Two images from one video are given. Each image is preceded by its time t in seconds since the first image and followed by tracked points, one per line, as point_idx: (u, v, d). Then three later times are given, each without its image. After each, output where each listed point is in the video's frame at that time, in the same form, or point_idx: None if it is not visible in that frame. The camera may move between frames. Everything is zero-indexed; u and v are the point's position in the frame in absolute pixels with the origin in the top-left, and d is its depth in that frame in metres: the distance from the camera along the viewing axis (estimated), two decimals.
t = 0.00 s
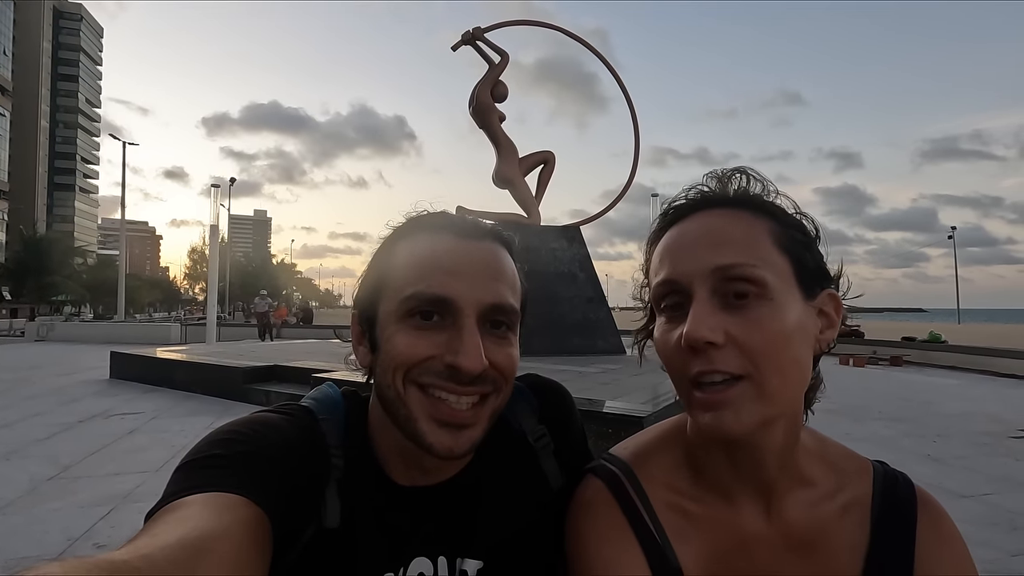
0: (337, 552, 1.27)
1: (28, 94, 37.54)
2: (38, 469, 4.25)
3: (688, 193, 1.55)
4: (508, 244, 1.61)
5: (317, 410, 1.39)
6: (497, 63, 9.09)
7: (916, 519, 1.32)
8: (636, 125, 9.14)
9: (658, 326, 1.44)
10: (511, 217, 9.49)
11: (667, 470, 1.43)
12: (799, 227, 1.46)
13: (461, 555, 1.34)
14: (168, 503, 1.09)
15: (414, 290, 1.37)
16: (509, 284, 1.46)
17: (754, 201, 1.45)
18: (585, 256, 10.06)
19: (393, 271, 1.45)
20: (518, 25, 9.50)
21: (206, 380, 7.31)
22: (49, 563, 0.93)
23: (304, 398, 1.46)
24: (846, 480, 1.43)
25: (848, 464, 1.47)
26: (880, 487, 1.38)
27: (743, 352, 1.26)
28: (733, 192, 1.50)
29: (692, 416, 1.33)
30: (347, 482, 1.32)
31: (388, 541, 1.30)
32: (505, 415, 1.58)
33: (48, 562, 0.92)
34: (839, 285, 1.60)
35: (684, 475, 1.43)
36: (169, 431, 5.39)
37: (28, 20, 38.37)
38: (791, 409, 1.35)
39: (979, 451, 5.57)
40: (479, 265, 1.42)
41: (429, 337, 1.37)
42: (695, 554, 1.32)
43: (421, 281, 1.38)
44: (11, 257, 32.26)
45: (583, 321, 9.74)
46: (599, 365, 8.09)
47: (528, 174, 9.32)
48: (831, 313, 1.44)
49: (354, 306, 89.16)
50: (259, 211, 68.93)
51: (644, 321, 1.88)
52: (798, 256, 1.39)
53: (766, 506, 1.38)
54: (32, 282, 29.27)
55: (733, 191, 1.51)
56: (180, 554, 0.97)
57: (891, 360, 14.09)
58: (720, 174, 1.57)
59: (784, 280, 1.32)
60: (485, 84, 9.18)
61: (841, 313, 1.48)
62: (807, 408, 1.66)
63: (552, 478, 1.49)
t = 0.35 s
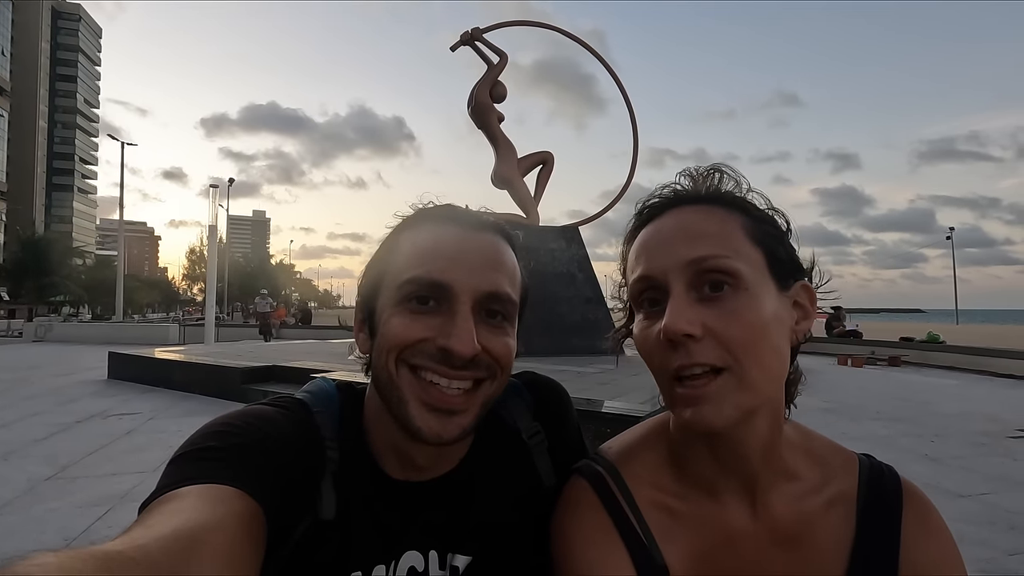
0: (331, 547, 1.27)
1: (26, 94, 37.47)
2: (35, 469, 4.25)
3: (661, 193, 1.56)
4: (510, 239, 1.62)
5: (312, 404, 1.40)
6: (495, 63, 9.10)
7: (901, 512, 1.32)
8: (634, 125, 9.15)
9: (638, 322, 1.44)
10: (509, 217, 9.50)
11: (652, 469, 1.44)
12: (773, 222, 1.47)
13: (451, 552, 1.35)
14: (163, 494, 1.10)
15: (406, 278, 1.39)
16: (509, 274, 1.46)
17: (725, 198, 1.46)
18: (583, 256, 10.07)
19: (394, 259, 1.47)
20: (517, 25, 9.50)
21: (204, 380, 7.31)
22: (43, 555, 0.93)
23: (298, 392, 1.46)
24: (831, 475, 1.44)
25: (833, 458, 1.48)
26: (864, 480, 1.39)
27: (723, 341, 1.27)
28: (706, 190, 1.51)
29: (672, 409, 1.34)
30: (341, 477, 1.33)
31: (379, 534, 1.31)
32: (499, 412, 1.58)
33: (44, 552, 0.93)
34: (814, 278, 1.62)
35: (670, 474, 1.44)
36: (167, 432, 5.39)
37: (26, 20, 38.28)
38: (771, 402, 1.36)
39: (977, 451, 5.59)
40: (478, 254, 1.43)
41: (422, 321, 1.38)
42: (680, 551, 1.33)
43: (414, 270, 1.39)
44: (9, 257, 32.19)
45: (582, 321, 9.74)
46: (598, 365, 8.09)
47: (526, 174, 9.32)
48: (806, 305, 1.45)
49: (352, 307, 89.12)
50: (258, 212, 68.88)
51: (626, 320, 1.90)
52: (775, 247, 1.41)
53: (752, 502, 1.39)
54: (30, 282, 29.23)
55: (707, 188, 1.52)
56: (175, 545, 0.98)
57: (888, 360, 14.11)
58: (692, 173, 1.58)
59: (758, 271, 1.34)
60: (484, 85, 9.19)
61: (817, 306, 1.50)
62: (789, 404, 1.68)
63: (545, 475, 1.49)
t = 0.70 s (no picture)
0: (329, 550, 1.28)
1: (25, 95, 37.42)
2: (33, 471, 4.25)
3: (665, 192, 1.56)
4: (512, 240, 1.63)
5: (311, 406, 1.40)
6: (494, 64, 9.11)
7: (902, 514, 1.33)
8: (633, 126, 9.17)
9: (638, 322, 1.45)
10: (509, 218, 9.50)
11: (653, 472, 1.45)
12: (776, 225, 1.48)
13: (450, 555, 1.36)
14: (162, 496, 1.10)
15: (408, 276, 1.40)
16: (509, 277, 1.47)
17: (729, 198, 1.47)
18: (582, 257, 10.08)
19: (396, 257, 1.48)
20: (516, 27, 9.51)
21: (203, 381, 7.31)
22: (43, 556, 0.94)
23: (298, 395, 1.46)
24: (832, 478, 1.45)
25: (834, 461, 1.49)
26: (865, 483, 1.40)
27: (718, 340, 1.28)
28: (711, 191, 1.51)
29: (671, 409, 1.35)
30: (339, 479, 1.33)
31: (379, 537, 1.31)
32: (499, 414, 1.59)
33: (43, 553, 0.93)
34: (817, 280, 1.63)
35: (670, 476, 1.45)
36: (165, 433, 5.38)
37: (25, 21, 38.22)
38: (771, 404, 1.37)
39: (975, 452, 5.60)
40: (478, 255, 1.44)
41: (420, 320, 1.39)
42: (680, 554, 1.34)
43: (417, 268, 1.41)
44: (7, 258, 32.13)
45: (581, 322, 9.76)
46: (597, 366, 8.10)
47: (525, 175, 9.33)
48: (808, 307, 1.46)
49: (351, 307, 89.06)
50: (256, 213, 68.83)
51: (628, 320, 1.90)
52: (780, 246, 1.43)
53: (752, 504, 1.40)
54: (28, 283, 29.18)
55: (712, 190, 1.51)
56: (173, 547, 0.98)
57: (887, 361, 14.13)
58: (697, 173, 1.58)
59: (758, 272, 1.34)
60: (483, 86, 9.20)
61: (819, 309, 1.50)
62: (790, 406, 1.69)
63: (546, 478, 1.49)
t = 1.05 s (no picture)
0: (325, 553, 1.28)
1: (23, 96, 37.34)
2: (30, 473, 4.24)
3: (679, 191, 1.57)
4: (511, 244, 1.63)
5: (307, 409, 1.40)
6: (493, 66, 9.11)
7: (901, 518, 1.34)
8: (632, 127, 9.17)
9: (640, 323, 1.45)
10: (507, 219, 9.50)
11: (653, 474, 1.45)
12: (787, 230, 1.48)
13: (447, 559, 1.36)
14: (156, 501, 1.10)
15: (410, 278, 1.40)
16: (508, 281, 1.47)
17: (741, 200, 1.47)
18: (581, 259, 10.09)
19: (396, 259, 1.48)
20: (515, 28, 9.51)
21: (201, 383, 7.30)
22: (35, 562, 0.94)
23: (294, 398, 1.46)
24: (831, 481, 1.46)
25: (834, 464, 1.50)
26: (865, 487, 1.41)
27: (716, 344, 1.28)
28: (725, 192, 1.52)
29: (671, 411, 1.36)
30: (335, 483, 1.33)
31: (376, 541, 1.31)
32: (496, 417, 1.59)
33: (35, 560, 0.94)
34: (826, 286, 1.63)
35: (670, 479, 1.45)
36: (163, 434, 5.38)
37: (23, 22, 38.14)
38: (772, 409, 1.38)
39: (973, 453, 5.62)
40: (478, 258, 1.44)
41: (420, 323, 1.40)
42: (679, 556, 1.34)
43: (420, 270, 1.41)
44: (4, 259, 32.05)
45: (579, 323, 9.76)
46: (596, 367, 8.09)
47: (524, 176, 9.34)
48: (815, 315, 1.46)
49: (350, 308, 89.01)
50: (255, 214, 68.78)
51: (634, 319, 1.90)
52: (787, 250, 1.42)
53: (751, 507, 1.40)
54: (25, 283, 29.09)
55: (728, 190, 1.52)
56: (168, 553, 0.98)
57: (886, 362, 14.15)
58: (714, 173, 1.58)
59: (763, 276, 1.34)
60: (481, 88, 9.21)
61: (826, 317, 1.51)
62: (792, 409, 1.69)
63: (543, 482, 1.50)
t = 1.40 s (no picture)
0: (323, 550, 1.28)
1: (20, 97, 37.25)
2: (26, 474, 4.23)
3: (683, 187, 1.57)
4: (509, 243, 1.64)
5: (304, 407, 1.41)
6: (491, 67, 9.12)
7: (898, 515, 1.35)
8: (630, 129, 9.18)
9: (643, 322, 1.47)
10: (506, 220, 9.52)
11: (652, 471, 1.46)
12: (791, 230, 1.48)
13: (445, 556, 1.37)
14: (152, 498, 1.11)
15: (411, 277, 1.41)
16: (505, 280, 1.48)
17: (747, 200, 1.47)
18: (579, 260, 10.11)
19: (395, 257, 1.49)
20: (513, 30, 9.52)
21: (198, 384, 7.29)
22: (32, 559, 0.95)
23: (291, 396, 1.47)
24: (830, 478, 1.47)
25: (833, 463, 1.51)
26: (863, 485, 1.41)
27: (715, 345, 1.29)
28: (729, 188, 1.53)
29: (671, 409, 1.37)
30: (332, 480, 1.34)
31: (375, 539, 1.32)
32: (493, 416, 1.60)
33: (31, 557, 0.94)
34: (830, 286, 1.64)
35: (669, 476, 1.46)
36: (160, 435, 5.37)
37: (21, 22, 38.04)
38: (773, 408, 1.38)
39: (970, 454, 5.63)
40: (475, 257, 1.45)
41: (417, 320, 1.40)
42: (679, 553, 1.34)
43: (419, 269, 1.41)
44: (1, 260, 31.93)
45: (577, 324, 9.77)
46: (594, 369, 8.10)
47: (522, 178, 9.35)
48: (819, 315, 1.46)
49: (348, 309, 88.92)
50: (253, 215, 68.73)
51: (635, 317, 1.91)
52: (789, 250, 1.42)
53: (749, 504, 1.41)
54: (22, 284, 28.98)
55: (732, 186, 1.53)
56: (164, 550, 0.99)
57: (883, 364, 14.18)
58: (716, 171, 1.60)
59: (765, 278, 1.35)
60: (480, 89, 9.23)
61: (830, 317, 1.51)
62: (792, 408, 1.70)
63: (540, 481, 1.50)
